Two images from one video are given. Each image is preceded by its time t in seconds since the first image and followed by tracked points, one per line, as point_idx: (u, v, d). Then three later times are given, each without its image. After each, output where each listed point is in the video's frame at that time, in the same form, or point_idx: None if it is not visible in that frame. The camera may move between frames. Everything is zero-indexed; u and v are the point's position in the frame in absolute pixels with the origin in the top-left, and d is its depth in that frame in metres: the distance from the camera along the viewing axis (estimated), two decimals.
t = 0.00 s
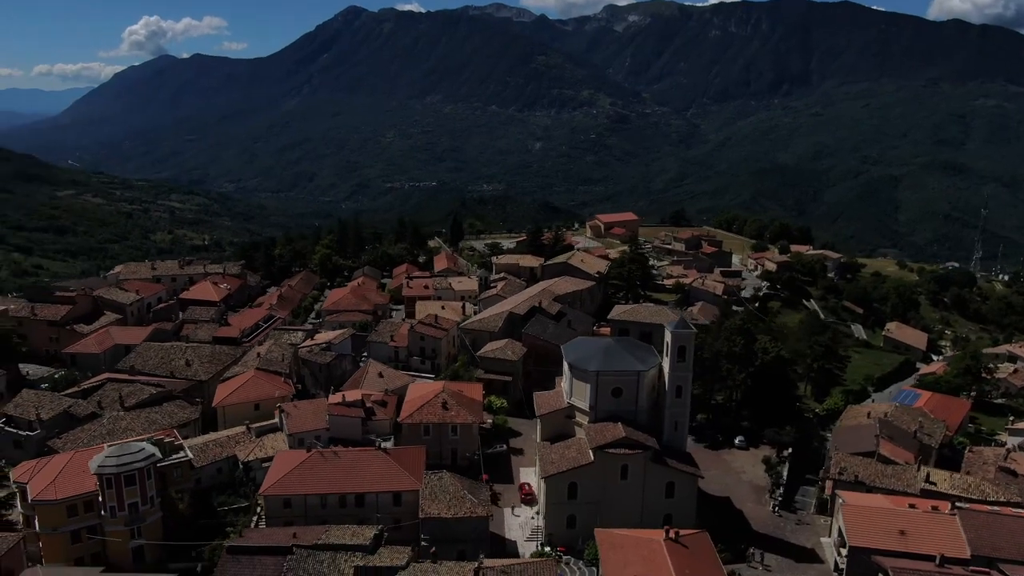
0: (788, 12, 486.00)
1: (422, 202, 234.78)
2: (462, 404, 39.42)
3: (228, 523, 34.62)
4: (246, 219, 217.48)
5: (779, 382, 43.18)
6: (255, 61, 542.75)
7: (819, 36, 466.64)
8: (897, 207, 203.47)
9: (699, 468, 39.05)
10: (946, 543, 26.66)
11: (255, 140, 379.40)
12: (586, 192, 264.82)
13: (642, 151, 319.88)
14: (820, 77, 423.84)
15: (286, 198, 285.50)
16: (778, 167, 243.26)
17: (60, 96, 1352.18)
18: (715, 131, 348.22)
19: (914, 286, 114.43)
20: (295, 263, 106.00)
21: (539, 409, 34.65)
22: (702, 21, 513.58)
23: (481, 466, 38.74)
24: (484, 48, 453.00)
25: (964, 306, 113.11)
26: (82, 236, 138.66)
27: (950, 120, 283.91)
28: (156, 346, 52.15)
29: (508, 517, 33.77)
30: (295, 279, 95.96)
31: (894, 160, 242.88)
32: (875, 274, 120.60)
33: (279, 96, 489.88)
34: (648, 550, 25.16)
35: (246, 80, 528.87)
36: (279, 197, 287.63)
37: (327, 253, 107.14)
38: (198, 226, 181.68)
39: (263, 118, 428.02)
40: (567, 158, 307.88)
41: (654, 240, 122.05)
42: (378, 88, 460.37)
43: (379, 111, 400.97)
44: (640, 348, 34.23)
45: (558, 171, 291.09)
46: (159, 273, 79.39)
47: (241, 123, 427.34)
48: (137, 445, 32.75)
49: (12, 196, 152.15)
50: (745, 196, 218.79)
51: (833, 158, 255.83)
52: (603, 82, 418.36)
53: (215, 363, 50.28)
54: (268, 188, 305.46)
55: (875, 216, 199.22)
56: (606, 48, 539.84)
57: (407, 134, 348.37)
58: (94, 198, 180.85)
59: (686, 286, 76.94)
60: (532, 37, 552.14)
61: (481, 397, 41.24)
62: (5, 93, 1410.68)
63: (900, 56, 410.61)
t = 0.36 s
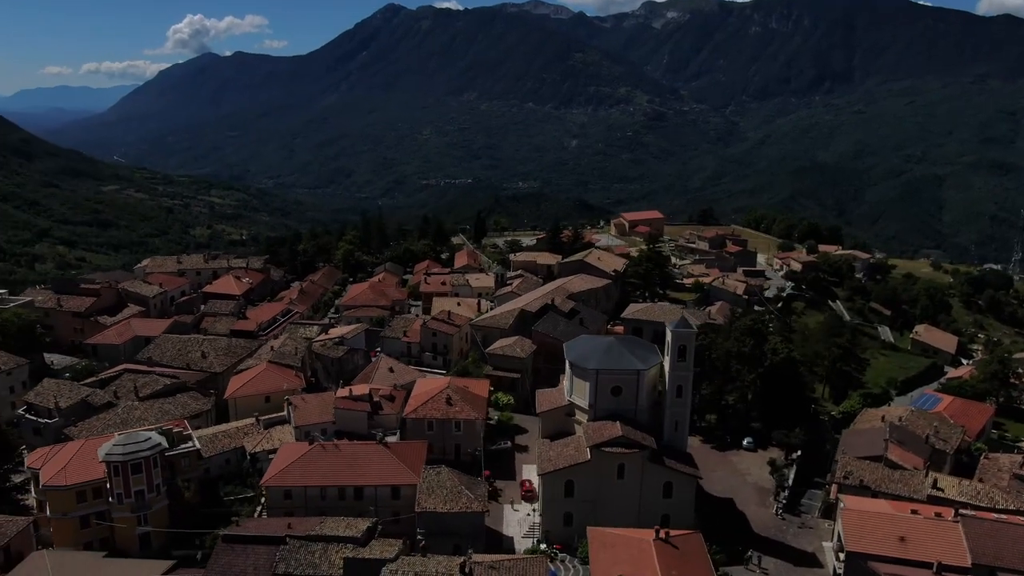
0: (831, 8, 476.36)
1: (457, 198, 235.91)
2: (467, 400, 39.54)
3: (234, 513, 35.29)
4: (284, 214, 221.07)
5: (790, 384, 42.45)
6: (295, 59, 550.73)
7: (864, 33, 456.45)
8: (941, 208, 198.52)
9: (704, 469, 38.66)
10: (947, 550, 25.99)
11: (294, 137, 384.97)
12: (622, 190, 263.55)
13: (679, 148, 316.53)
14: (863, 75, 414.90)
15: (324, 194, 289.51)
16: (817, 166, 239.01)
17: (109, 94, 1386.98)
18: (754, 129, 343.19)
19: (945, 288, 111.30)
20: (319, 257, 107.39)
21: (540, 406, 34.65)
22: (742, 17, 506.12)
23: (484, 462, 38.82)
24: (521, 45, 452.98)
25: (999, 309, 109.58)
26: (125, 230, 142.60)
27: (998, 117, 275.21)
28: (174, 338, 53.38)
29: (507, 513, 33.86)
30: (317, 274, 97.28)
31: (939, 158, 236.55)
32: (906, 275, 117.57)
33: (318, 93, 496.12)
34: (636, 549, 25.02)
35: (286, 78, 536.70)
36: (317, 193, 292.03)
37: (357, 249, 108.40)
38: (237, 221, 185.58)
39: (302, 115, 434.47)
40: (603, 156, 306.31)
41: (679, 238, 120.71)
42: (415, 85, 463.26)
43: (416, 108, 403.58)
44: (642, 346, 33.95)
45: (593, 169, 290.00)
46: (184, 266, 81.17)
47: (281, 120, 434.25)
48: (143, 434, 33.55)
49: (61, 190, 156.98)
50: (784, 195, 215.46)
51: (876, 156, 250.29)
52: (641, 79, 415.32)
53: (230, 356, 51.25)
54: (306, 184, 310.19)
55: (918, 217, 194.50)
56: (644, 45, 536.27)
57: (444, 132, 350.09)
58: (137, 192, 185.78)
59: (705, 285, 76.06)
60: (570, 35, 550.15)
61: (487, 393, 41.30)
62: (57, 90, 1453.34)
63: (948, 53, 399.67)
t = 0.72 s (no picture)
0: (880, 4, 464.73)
1: (497, 195, 235.95)
2: (471, 396, 39.63)
3: (240, 502, 35.97)
4: (325, 209, 224.40)
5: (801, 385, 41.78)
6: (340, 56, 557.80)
7: (916, 29, 443.61)
8: (993, 209, 192.81)
9: (709, 470, 38.23)
10: (946, 559, 25.30)
11: (336, 134, 390.01)
12: (662, 187, 261.17)
13: (720, 146, 312.49)
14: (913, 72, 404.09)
15: (365, 190, 292.85)
16: (863, 165, 233.60)
17: (160, 91, 1421.74)
18: (798, 127, 336.84)
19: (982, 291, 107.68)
20: (346, 253, 108.71)
21: (541, 404, 34.64)
22: (788, 13, 495.89)
23: (487, 457, 38.89)
24: (562, 42, 452.18)
25: None
26: (169, 224, 146.07)
27: None
28: (195, 330, 54.63)
29: (505, 509, 33.96)
30: (341, 269, 98.42)
31: (992, 158, 228.96)
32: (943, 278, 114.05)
33: (360, 90, 502.10)
34: (624, 548, 24.92)
35: (329, 76, 543.12)
36: (359, 189, 296.05)
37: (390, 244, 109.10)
38: (278, 217, 189.17)
39: (343, 112, 440.17)
40: (643, 153, 303.38)
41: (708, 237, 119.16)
42: (456, 83, 465.94)
43: (457, 105, 405.69)
44: (643, 345, 33.70)
45: (633, 166, 287.84)
46: (211, 260, 83.02)
47: (323, 116, 440.33)
48: (152, 422, 34.38)
49: (110, 184, 161.67)
50: (828, 194, 211.28)
51: (924, 156, 243.53)
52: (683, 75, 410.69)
53: (246, 348, 52.26)
54: (347, 179, 314.57)
55: (968, 218, 188.80)
56: (687, 43, 531.62)
57: (484, 129, 351.21)
58: (182, 187, 190.38)
59: (727, 285, 74.94)
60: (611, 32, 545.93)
61: (492, 389, 41.39)
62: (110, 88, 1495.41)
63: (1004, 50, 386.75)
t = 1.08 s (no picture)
0: None
1: (535, 192, 235.73)
2: (475, 392, 39.71)
3: (247, 490, 36.67)
4: (365, 205, 227.00)
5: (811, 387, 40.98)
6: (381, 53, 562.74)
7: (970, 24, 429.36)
8: None
9: (714, 472, 37.80)
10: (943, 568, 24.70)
11: (377, 131, 394.14)
12: (702, 185, 257.99)
13: (761, 144, 307.41)
14: (965, 68, 391.18)
15: (404, 186, 295.29)
16: (911, 164, 227.48)
17: (207, 89, 1450.56)
18: (843, 124, 329.43)
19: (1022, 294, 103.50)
20: (371, 248, 109.78)
21: (540, 401, 34.64)
22: (835, 8, 484.64)
23: (490, 453, 38.93)
24: (603, 39, 449.36)
25: None
26: (211, 218, 149.40)
27: None
28: (214, 322, 55.78)
29: (503, 505, 34.05)
30: (365, 265, 99.45)
31: None
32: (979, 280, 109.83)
33: (401, 87, 505.96)
34: (610, 547, 24.84)
35: (371, 73, 547.91)
36: (399, 185, 299.15)
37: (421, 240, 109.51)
38: (318, 212, 192.10)
39: (382, 108, 444.41)
40: (684, 151, 299.76)
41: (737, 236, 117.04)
42: (496, 80, 466.47)
43: (496, 102, 406.25)
44: (644, 344, 33.38)
45: (673, 164, 284.86)
46: (237, 254, 84.70)
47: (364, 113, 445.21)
48: (160, 411, 35.27)
49: (154, 179, 165.90)
50: (873, 194, 206.34)
51: (975, 155, 235.85)
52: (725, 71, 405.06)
53: (262, 341, 53.23)
54: (388, 175, 318.01)
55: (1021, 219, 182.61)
56: (730, 40, 524.24)
57: (523, 126, 351.01)
58: (226, 183, 194.69)
59: (749, 285, 73.58)
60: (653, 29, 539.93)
61: (498, 385, 41.47)
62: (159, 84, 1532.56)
63: None
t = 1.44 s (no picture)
0: None
1: (573, 190, 235.04)
2: (479, 388, 39.89)
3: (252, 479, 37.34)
4: (403, 201, 228.95)
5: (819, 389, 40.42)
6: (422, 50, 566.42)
7: None
8: None
9: (717, 473, 37.42)
10: None
11: (417, 127, 397.13)
12: (741, 184, 254.35)
13: (803, 141, 301.52)
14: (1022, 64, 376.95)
15: (442, 183, 297.27)
16: (960, 164, 220.85)
17: (252, 86, 1477.24)
18: (889, 122, 321.31)
19: None
20: (396, 244, 110.84)
21: (540, 397, 34.74)
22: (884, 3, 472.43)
23: (492, 448, 39.11)
24: (644, 35, 445.48)
25: None
26: (251, 213, 152.46)
27: None
28: (232, 315, 56.98)
29: (501, 500, 34.26)
30: (388, 260, 100.43)
31: None
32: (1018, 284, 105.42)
33: (440, 84, 508.30)
34: (596, 543, 24.90)
35: (411, 70, 551.23)
36: (438, 182, 301.26)
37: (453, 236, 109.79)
38: (356, 208, 194.56)
39: (421, 105, 447.34)
40: (724, 149, 295.26)
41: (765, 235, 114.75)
42: (535, 77, 465.69)
43: (535, 99, 405.86)
44: (644, 343, 33.25)
45: (714, 162, 281.22)
46: (261, 248, 86.41)
47: (403, 110, 448.88)
48: (169, 400, 36.23)
49: (197, 173, 169.88)
50: (919, 195, 200.97)
51: None
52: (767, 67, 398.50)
53: (277, 333, 54.24)
54: (427, 172, 320.54)
55: None
56: (774, 36, 515.43)
57: (562, 123, 349.94)
58: (267, 178, 198.68)
59: (770, 285, 72.35)
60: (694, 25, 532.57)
61: (504, 381, 41.63)
62: (206, 82, 1566.00)
63: None
